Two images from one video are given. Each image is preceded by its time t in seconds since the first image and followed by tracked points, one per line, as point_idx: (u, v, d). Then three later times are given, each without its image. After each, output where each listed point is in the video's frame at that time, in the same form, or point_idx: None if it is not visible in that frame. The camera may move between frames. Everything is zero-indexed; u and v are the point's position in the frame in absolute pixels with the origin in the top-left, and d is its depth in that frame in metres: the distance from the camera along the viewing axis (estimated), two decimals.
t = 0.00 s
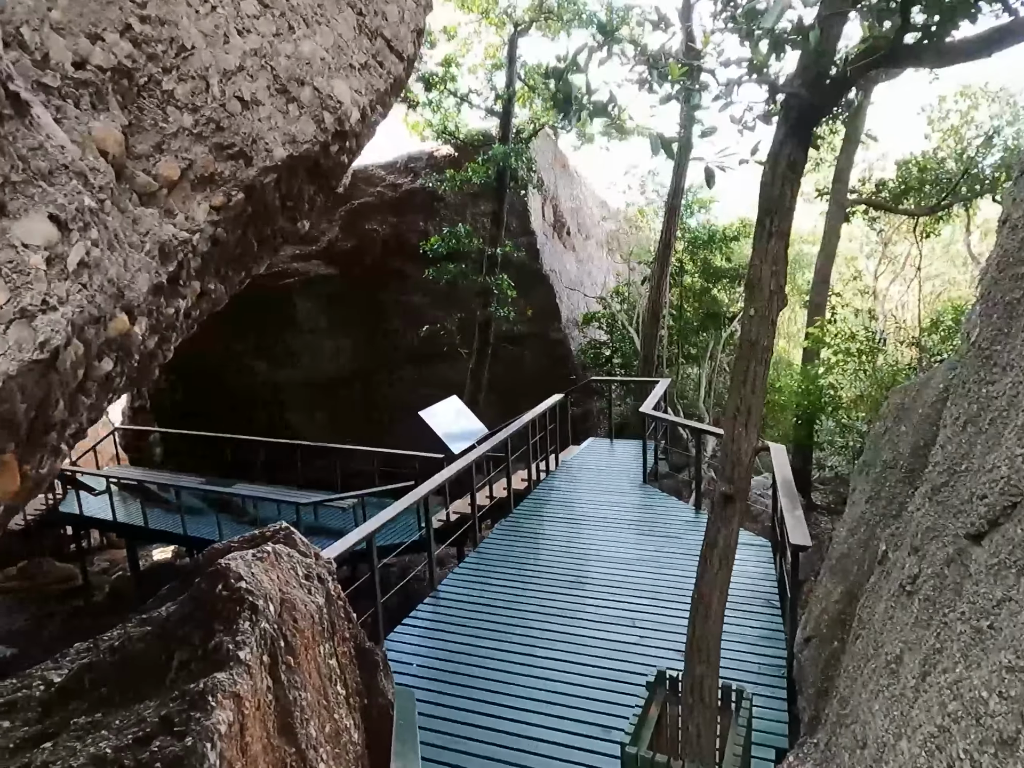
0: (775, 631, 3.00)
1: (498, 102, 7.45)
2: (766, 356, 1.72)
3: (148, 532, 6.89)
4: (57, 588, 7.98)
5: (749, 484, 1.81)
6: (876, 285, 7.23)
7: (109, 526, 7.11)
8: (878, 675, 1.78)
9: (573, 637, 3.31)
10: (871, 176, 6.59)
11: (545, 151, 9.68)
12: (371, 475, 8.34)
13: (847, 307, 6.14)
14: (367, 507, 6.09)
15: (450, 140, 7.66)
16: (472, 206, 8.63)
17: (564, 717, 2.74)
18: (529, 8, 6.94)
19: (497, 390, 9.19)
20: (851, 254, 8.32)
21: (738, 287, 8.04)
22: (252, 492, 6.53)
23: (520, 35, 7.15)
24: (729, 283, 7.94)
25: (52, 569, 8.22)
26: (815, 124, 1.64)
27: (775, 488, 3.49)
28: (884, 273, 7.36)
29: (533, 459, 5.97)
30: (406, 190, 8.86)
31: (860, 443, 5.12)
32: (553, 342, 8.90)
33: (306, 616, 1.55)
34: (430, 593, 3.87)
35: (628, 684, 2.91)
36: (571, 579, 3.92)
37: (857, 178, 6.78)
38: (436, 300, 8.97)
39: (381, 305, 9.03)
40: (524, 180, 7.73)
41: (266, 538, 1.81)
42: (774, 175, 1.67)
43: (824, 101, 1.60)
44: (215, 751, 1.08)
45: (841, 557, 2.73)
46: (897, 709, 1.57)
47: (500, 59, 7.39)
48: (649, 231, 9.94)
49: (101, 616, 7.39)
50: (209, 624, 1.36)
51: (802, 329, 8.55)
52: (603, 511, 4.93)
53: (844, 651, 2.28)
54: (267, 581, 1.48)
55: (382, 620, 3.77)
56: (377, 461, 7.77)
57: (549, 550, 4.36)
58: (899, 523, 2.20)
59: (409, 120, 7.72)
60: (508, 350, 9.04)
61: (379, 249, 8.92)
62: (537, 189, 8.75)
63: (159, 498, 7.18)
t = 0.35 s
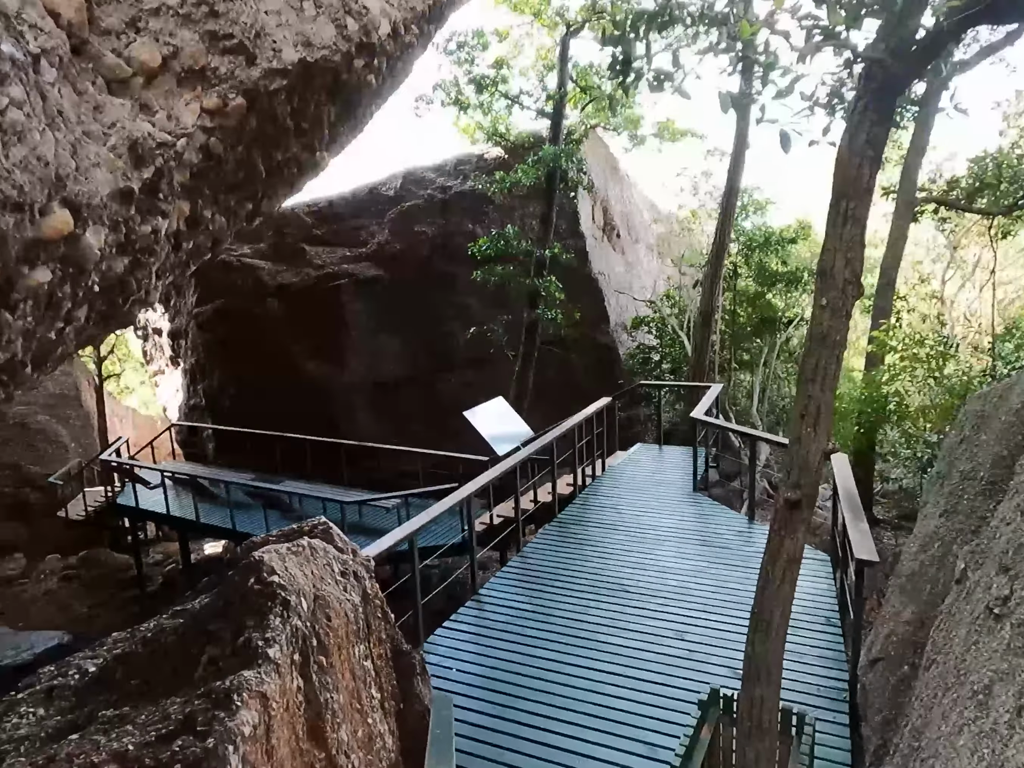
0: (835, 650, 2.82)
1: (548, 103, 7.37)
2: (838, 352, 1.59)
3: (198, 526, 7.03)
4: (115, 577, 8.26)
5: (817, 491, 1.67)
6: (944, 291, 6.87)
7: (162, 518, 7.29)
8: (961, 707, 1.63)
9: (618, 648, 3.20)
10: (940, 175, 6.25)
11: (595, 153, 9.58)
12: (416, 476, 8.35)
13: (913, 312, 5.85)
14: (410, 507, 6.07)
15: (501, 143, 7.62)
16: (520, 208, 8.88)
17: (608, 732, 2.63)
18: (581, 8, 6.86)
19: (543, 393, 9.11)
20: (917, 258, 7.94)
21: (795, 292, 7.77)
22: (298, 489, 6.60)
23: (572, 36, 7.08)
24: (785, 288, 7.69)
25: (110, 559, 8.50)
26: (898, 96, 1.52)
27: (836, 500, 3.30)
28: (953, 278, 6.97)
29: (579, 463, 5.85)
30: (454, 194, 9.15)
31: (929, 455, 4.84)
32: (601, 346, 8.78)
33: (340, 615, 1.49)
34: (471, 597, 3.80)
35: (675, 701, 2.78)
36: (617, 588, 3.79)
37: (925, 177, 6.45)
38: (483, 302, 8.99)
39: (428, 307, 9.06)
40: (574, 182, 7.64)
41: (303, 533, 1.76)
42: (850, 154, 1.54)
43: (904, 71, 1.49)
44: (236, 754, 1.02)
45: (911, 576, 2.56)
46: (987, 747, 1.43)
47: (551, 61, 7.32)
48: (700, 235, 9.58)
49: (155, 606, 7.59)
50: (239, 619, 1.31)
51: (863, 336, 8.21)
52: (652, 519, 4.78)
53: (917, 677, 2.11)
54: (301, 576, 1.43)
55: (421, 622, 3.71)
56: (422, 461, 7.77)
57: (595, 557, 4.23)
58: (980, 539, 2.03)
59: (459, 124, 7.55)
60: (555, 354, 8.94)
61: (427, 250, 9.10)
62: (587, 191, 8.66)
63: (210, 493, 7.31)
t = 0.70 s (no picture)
0: (861, 664, 2.72)
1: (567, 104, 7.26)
2: (871, 352, 1.51)
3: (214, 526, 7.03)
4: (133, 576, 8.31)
5: (848, 501, 1.58)
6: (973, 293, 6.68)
7: (179, 519, 7.31)
8: (1005, 735, 1.56)
9: (634, 659, 3.11)
10: (971, 175, 6.07)
11: (613, 153, 9.48)
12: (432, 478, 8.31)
13: (941, 315, 5.69)
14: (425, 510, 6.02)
15: (519, 144, 7.55)
16: (538, 209, 8.85)
17: (623, 749, 2.55)
18: (601, 7, 6.78)
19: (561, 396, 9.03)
20: (945, 260, 7.74)
21: (818, 294, 7.61)
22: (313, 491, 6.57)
23: (591, 35, 7.00)
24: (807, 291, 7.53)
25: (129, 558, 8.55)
26: (937, 77, 1.43)
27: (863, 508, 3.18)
28: (983, 280, 6.78)
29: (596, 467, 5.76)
30: (473, 195, 9.13)
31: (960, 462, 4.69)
32: (619, 349, 8.69)
33: (342, 627, 1.42)
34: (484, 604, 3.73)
35: (693, 716, 2.70)
36: (634, 596, 3.71)
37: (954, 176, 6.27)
38: (500, 304, 8.94)
39: (446, 309, 9.02)
40: (592, 183, 7.55)
41: (307, 539, 1.70)
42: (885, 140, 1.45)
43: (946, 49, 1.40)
44: None
45: (944, 590, 2.45)
46: None
47: (570, 61, 7.22)
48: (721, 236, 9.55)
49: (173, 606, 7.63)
50: (234, 630, 1.25)
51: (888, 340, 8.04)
52: (670, 525, 4.69)
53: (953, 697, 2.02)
54: (300, 586, 1.37)
55: (433, 628, 3.64)
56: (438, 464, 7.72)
57: (612, 563, 4.15)
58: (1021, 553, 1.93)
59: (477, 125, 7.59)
60: (572, 356, 8.85)
61: (444, 251, 9.07)
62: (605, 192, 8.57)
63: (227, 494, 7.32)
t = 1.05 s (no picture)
0: (923, 687, 2.55)
1: (613, 104, 7.14)
2: (949, 348, 1.40)
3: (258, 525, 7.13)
4: (182, 571, 8.51)
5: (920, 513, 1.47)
6: None
7: (224, 516, 7.44)
8: None
9: (678, 672, 3.00)
10: None
11: (660, 154, 9.33)
12: (473, 482, 8.29)
13: (1009, 319, 5.39)
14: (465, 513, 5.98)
15: (564, 145, 7.47)
16: (583, 212, 8.79)
17: None
18: (649, 6, 6.66)
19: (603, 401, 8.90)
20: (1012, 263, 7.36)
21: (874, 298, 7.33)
22: (355, 491, 6.60)
23: (639, 35, 6.89)
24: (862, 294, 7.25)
25: (177, 554, 8.76)
26: None
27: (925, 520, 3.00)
28: None
29: (639, 473, 5.63)
30: (517, 198, 9.10)
31: None
32: (664, 353, 8.51)
33: (373, 631, 1.37)
34: (523, 609, 3.66)
35: (740, 736, 2.57)
36: (678, 606, 3.59)
37: None
38: (543, 307, 8.88)
39: (488, 312, 9.01)
40: (638, 185, 7.42)
41: (340, 539, 1.66)
42: (967, 116, 1.34)
43: None
44: None
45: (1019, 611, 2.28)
46: None
47: (617, 61, 7.12)
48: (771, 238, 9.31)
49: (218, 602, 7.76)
50: (260, 632, 1.21)
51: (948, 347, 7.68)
52: (716, 534, 4.53)
53: None
54: (328, 587, 1.32)
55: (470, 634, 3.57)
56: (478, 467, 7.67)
57: (655, 572, 4.03)
58: None
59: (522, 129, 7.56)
60: (616, 361, 8.71)
61: (488, 254, 9.06)
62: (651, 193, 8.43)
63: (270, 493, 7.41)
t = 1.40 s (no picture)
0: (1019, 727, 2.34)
1: (675, 106, 6.98)
2: None
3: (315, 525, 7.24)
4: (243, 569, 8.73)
5: None
6: None
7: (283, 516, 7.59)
8: None
9: (743, 696, 2.85)
10: None
11: (724, 156, 9.09)
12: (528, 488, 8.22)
13: None
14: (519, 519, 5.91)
15: (624, 149, 7.34)
16: (643, 216, 8.65)
17: None
18: (713, 5, 6.49)
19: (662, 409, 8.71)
20: None
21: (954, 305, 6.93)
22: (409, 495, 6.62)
23: (703, 35, 6.73)
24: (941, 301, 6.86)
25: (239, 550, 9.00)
26: None
27: None
28: None
29: (701, 483, 5.45)
30: (575, 202, 9.01)
31: None
32: (726, 360, 8.27)
33: (425, 643, 1.31)
34: (579, 621, 3.56)
35: None
36: (742, 626, 3.42)
37: None
38: (600, 312, 8.76)
39: (545, 317, 8.95)
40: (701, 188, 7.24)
41: (393, 544, 1.61)
42: None
43: None
44: None
45: None
46: None
47: (679, 63, 6.96)
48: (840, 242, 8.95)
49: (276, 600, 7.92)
50: (308, 640, 1.16)
51: None
52: (783, 550, 4.32)
53: None
54: (379, 595, 1.27)
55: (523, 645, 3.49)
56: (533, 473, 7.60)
57: (717, 588, 3.86)
58: None
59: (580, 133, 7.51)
60: (676, 368, 8.51)
61: (545, 260, 9.00)
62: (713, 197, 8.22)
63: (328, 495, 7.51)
